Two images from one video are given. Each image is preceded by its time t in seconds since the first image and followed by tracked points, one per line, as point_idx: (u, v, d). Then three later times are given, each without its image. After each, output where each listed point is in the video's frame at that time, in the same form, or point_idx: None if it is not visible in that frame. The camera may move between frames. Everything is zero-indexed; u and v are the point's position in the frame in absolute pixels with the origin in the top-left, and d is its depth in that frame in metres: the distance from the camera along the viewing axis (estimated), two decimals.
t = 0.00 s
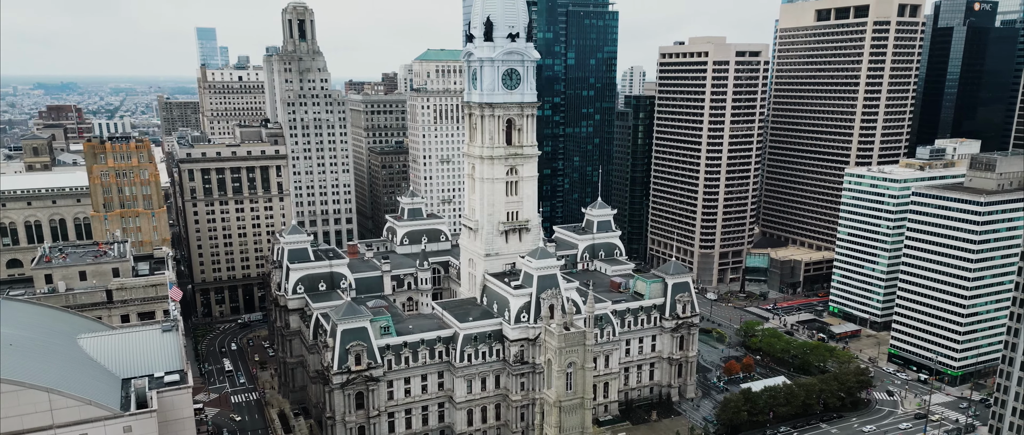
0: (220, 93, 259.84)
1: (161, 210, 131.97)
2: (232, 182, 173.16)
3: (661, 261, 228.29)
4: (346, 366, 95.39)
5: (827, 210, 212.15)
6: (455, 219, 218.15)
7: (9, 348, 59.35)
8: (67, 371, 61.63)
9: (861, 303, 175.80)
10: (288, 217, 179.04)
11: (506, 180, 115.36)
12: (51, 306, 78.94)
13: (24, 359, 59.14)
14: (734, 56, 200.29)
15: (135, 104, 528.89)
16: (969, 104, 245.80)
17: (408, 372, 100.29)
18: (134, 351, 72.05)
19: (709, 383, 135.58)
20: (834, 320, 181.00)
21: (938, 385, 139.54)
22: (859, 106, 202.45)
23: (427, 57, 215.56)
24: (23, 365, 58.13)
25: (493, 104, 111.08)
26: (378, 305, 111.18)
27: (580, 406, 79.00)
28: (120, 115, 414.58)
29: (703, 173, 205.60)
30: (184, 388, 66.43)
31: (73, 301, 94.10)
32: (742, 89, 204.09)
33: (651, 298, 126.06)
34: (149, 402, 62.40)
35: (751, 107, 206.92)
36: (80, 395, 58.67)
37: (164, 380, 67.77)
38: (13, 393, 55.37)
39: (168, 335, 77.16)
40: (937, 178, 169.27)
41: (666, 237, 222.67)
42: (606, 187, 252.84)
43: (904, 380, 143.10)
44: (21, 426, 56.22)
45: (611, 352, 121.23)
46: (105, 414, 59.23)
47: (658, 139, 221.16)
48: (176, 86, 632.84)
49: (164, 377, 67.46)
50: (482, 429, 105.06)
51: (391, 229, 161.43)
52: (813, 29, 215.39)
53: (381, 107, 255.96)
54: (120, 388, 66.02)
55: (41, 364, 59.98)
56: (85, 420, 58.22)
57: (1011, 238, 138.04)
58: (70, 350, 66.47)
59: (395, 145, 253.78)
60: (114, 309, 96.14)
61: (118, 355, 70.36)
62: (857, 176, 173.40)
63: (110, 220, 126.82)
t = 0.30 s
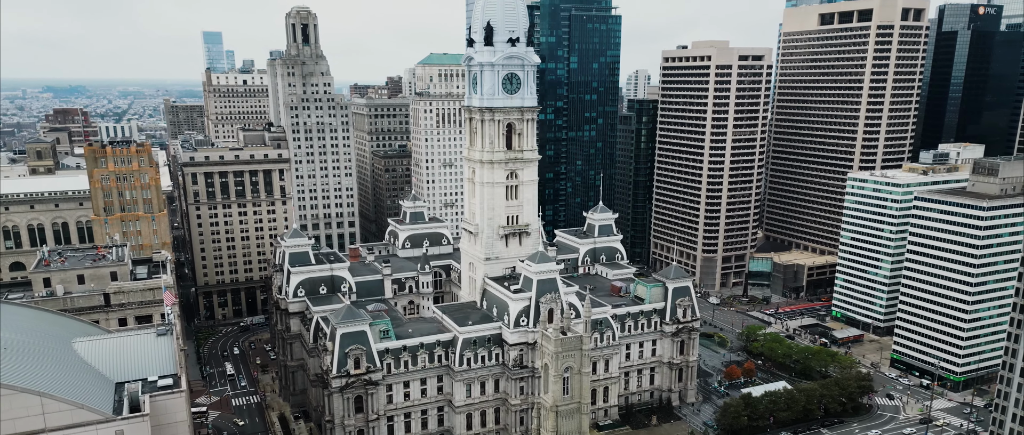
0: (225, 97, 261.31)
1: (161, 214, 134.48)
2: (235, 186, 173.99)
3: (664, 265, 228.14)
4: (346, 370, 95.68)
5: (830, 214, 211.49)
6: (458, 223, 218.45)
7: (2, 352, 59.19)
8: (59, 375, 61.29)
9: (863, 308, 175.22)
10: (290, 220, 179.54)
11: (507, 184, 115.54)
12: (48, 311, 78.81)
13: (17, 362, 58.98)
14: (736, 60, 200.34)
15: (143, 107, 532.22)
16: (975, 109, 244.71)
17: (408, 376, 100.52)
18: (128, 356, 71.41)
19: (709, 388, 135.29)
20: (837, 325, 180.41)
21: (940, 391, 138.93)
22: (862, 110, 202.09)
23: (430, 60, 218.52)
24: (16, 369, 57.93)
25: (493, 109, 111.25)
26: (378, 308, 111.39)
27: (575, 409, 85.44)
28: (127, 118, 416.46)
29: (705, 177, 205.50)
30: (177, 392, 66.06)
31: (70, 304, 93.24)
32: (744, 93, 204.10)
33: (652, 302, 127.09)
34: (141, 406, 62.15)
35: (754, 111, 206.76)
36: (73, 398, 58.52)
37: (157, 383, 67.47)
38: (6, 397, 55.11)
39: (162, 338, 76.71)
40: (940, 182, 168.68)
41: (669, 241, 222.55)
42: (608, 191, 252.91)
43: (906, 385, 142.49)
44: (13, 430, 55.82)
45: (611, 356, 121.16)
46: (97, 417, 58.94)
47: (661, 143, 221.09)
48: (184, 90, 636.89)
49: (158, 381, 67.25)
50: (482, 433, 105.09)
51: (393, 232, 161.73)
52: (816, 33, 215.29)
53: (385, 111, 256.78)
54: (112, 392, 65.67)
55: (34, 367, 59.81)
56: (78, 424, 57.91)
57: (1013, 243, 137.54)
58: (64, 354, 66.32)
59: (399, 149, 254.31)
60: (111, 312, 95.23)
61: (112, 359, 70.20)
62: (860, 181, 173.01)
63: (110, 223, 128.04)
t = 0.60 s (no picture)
0: (231, 101, 262.76)
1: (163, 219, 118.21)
2: (238, 189, 174.74)
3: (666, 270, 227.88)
4: (345, 374, 95.97)
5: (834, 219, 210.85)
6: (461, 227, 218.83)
7: None
8: (49, 375, 55.46)
9: (867, 313, 174.55)
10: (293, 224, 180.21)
11: (506, 189, 115.81)
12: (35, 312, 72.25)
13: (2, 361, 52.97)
14: (739, 65, 200.18)
15: (152, 110, 535.24)
16: (980, 114, 243.72)
17: (407, 380, 100.72)
18: (122, 358, 64.89)
19: (710, 393, 135.11)
20: (840, 330, 179.80)
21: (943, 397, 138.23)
22: (866, 115, 201.55)
23: (435, 65, 220.27)
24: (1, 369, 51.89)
25: (493, 113, 111.55)
26: (378, 313, 111.65)
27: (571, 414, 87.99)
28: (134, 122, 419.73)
29: (708, 182, 205.20)
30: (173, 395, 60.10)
31: (68, 308, 85.23)
32: (748, 97, 203.81)
33: (653, 307, 125.99)
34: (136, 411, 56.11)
35: (758, 116, 206.35)
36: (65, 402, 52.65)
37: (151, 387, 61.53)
38: None
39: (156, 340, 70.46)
40: (944, 187, 167.97)
41: (672, 246, 222.17)
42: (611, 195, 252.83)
43: (908, 392, 141.80)
44: None
45: (611, 361, 121.25)
46: (90, 422, 53.10)
47: (665, 147, 220.83)
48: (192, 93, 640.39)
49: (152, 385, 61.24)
50: None
51: (395, 236, 162.22)
52: (820, 37, 214.75)
53: (388, 115, 257.46)
54: (105, 396, 59.69)
55: (20, 368, 53.80)
56: (68, 430, 52.05)
57: (1017, 249, 136.76)
58: (52, 354, 60.18)
59: (403, 153, 254.82)
60: (109, 317, 85.93)
61: (103, 360, 63.97)
62: (863, 186, 172.50)
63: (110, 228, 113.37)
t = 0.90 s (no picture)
0: (235, 104, 263.83)
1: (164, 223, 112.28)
2: (241, 192, 175.56)
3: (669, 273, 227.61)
4: (344, 377, 96.26)
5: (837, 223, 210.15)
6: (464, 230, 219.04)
7: None
8: (41, 378, 53.14)
9: (869, 318, 173.94)
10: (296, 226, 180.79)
11: (506, 192, 116.04)
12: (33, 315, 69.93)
13: None
14: (742, 68, 200.24)
15: (160, 113, 537.67)
16: (985, 117, 242.66)
17: (406, 383, 100.91)
18: (117, 361, 62.43)
19: (711, 397, 134.96)
20: (843, 334, 179.19)
21: (946, 402, 137.49)
22: (870, 119, 201.07)
23: (437, 70, 224.17)
24: None
25: (493, 117, 111.89)
26: (379, 316, 111.92)
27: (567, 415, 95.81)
28: (142, 124, 422.19)
29: (711, 185, 205.05)
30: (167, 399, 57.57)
31: (66, 311, 80.44)
32: (751, 101, 203.74)
33: (653, 311, 126.41)
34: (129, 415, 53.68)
35: (760, 120, 206.28)
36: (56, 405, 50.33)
37: (144, 391, 59.06)
38: None
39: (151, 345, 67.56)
40: (947, 192, 167.40)
41: (675, 249, 221.89)
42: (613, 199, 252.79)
43: (911, 397, 141.10)
44: None
45: (611, 365, 121.31)
46: (82, 426, 50.79)
47: (668, 151, 220.69)
48: (200, 96, 643.93)
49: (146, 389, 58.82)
50: None
51: (398, 239, 162.58)
52: (824, 41, 214.43)
53: (392, 118, 258.26)
54: (98, 400, 57.31)
55: (12, 370, 51.58)
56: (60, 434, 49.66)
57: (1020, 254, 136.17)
58: (45, 356, 57.83)
59: (406, 156, 255.39)
60: (106, 321, 81.66)
61: (98, 362, 61.52)
62: (865, 189, 172.11)
63: (111, 232, 108.12)
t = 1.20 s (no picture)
0: (240, 108, 265.00)
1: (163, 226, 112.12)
2: (245, 195, 176.42)
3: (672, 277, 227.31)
4: (343, 380, 96.66)
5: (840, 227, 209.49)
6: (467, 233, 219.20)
7: None
8: (34, 381, 53.50)
9: (872, 322, 173.26)
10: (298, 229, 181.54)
11: (507, 196, 116.24)
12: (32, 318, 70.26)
13: None
14: (745, 72, 199.98)
15: (167, 116, 539.88)
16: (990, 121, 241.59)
17: (406, 387, 101.12)
18: (112, 363, 62.59)
19: (712, 401, 134.65)
20: (846, 339, 178.53)
21: (948, 408, 136.89)
22: (874, 123, 200.64)
23: (440, 73, 225.50)
24: None
25: (493, 121, 112.10)
26: (378, 319, 112.29)
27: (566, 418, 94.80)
28: (149, 127, 424.43)
29: (714, 189, 204.88)
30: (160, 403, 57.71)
31: (64, 314, 80.78)
32: (754, 104, 203.54)
33: (654, 315, 126.74)
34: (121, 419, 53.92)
35: (763, 123, 206.06)
36: (49, 409, 50.63)
37: (138, 395, 59.31)
38: None
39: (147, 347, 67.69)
40: (951, 196, 166.80)
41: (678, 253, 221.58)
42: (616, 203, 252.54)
43: (913, 402, 140.46)
44: None
45: (611, 369, 121.26)
46: (74, 430, 51.09)
47: (670, 154, 220.57)
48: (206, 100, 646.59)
49: (139, 392, 59.11)
50: None
51: (399, 243, 162.81)
52: (828, 45, 213.98)
53: (395, 122, 259.02)
54: (92, 403, 57.58)
55: (6, 373, 51.93)
56: None
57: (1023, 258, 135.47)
58: (40, 358, 58.17)
59: (410, 160, 255.99)
60: (103, 324, 82.05)
61: (93, 364, 61.75)
62: (869, 193, 171.54)
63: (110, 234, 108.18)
